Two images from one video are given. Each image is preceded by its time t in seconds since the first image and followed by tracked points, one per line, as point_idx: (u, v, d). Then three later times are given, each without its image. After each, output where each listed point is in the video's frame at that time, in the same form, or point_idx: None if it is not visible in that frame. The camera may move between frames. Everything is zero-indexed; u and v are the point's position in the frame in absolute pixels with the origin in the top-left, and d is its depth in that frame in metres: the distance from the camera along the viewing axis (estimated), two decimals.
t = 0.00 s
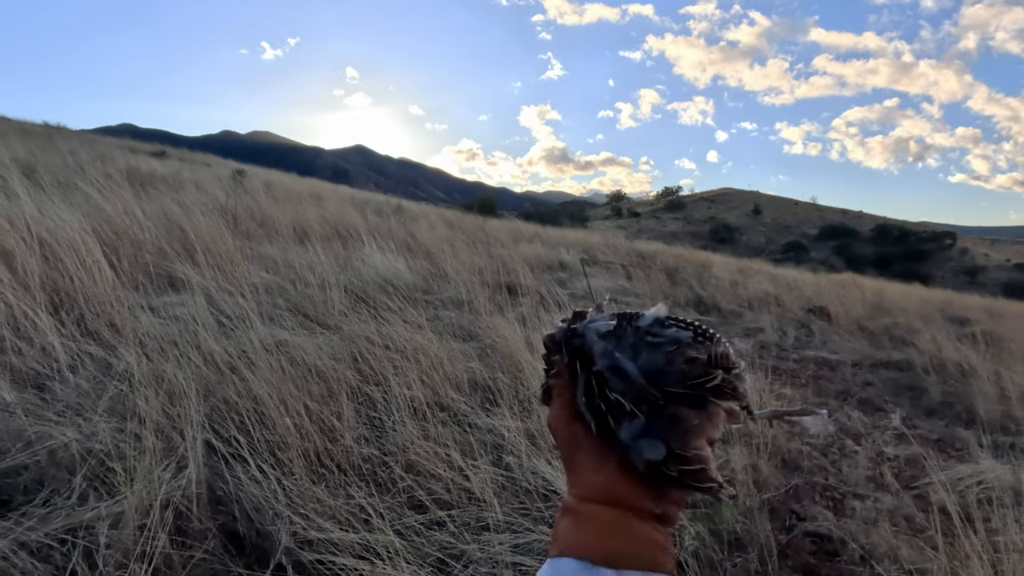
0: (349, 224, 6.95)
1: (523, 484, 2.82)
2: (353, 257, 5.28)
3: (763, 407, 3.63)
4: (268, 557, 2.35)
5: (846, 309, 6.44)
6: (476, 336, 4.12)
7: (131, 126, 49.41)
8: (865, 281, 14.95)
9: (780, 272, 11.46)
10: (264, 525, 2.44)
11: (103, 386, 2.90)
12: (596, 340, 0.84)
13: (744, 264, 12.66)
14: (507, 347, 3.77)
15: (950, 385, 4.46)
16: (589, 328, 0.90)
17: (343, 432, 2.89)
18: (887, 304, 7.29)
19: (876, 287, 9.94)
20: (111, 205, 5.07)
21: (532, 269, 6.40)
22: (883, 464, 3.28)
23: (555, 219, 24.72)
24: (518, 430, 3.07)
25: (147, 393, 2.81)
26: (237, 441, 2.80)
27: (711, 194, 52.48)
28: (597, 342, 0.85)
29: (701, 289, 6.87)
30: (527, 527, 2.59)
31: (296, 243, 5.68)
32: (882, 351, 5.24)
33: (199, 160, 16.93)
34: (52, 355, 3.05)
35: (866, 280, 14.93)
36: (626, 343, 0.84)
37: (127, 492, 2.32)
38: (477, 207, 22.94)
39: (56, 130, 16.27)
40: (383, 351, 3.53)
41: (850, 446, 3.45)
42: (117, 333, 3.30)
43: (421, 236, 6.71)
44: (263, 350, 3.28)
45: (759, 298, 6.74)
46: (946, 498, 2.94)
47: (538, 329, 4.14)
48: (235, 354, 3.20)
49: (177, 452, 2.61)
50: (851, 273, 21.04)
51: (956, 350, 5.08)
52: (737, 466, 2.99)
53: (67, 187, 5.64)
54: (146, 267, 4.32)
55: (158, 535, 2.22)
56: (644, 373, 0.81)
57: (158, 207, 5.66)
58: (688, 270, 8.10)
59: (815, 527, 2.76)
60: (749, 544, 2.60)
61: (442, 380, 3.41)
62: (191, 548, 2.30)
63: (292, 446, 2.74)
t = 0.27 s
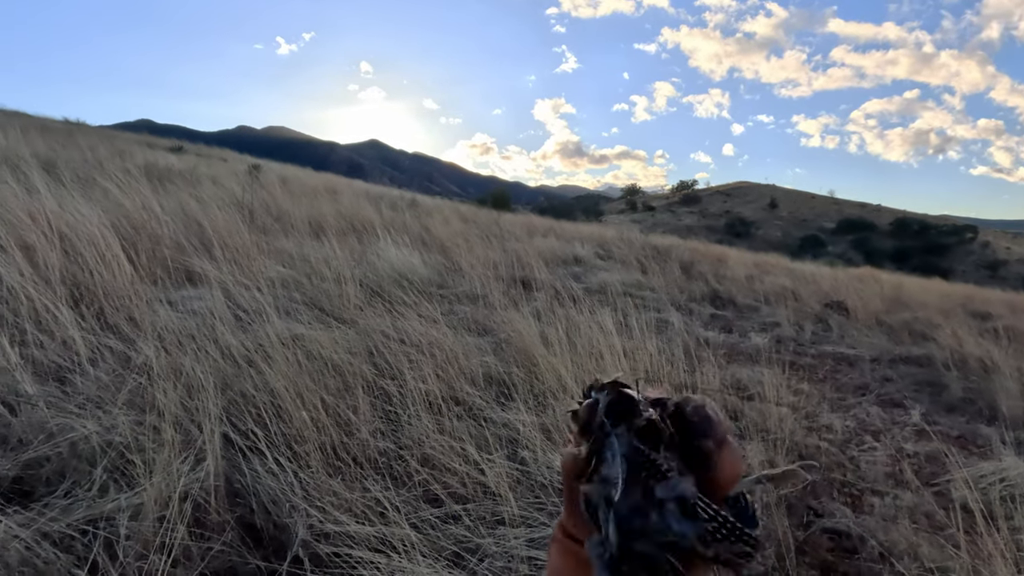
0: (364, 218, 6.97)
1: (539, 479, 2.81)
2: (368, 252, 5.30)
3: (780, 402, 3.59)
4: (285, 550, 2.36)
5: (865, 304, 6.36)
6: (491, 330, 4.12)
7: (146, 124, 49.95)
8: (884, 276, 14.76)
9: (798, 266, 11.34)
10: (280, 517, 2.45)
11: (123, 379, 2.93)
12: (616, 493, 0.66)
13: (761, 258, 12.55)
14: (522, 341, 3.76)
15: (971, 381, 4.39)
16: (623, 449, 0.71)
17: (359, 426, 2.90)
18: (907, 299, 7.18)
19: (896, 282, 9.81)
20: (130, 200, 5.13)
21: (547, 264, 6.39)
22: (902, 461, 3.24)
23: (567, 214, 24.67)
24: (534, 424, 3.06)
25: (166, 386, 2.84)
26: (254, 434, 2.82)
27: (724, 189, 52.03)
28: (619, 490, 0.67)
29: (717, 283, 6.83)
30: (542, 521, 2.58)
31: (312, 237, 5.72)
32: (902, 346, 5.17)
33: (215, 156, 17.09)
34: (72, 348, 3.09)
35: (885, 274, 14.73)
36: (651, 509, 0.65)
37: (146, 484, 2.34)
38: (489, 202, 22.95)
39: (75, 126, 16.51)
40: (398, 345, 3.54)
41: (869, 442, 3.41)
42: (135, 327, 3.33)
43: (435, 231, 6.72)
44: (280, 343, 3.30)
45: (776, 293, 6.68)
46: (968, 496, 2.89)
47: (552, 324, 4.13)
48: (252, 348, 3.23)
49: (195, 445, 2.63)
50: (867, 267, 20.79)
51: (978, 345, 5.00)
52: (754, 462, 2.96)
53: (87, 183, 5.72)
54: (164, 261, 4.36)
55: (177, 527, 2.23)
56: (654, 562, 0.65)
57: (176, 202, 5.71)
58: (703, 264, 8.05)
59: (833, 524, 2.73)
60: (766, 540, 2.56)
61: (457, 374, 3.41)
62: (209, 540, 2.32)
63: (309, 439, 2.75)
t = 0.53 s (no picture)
0: (390, 221, 7.04)
1: (564, 481, 2.79)
2: (394, 254, 5.34)
3: (809, 407, 3.53)
4: (313, 548, 2.38)
5: (897, 307, 6.24)
6: (515, 332, 4.12)
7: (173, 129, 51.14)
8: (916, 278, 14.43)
9: (828, 268, 11.14)
10: (308, 516, 2.47)
11: (155, 379, 2.99)
12: (619, 537, 0.67)
13: (789, 260, 12.36)
14: (547, 343, 3.75)
15: (1009, 387, 4.26)
16: (631, 480, 0.71)
17: (385, 426, 2.92)
18: (941, 302, 7.01)
19: (930, 285, 9.58)
20: (162, 203, 5.25)
21: (572, 266, 6.38)
22: (937, 467, 3.15)
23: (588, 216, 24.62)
24: (559, 426, 3.05)
25: (196, 386, 2.89)
26: (283, 433, 2.85)
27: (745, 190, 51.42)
28: (625, 528, 0.68)
29: (744, 285, 6.76)
30: (567, 524, 2.56)
31: (339, 240, 5.79)
32: (936, 350, 5.05)
33: (243, 159, 17.42)
34: (106, 348, 3.16)
35: (917, 276, 14.40)
36: (653, 549, 0.67)
37: (177, 481, 2.38)
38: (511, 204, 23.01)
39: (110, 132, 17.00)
40: (424, 347, 3.55)
41: (901, 448, 3.33)
42: (167, 328, 3.40)
43: (460, 233, 6.75)
44: (307, 344, 3.33)
45: (805, 295, 6.58)
46: (1006, 504, 2.80)
47: (577, 326, 4.12)
48: (280, 349, 3.27)
49: (225, 444, 2.66)
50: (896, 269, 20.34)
51: (1016, 350, 4.86)
52: (782, 466, 2.90)
53: (121, 186, 5.87)
54: (195, 263, 4.45)
55: (208, 524, 2.27)
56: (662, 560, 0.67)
57: (206, 204, 5.83)
58: (730, 266, 7.97)
59: (865, 531, 2.68)
60: (795, 547, 2.49)
61: (482, 375, 3.41)
62: (238, 538, 2.35)
63: (336, 439, 2.77)
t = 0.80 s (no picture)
0: (432, 226, 7.13)
1: (605, 489, 2.74)
2: (436, 258, 5.40)
3: (860, 417, 3.40)
4: (355, 550, 2.39)
5: (955, 315, 5.98)
6: (556, 337, 4.11)
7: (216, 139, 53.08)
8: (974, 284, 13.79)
9: (880, 274, 10.75)
10: (350, 518, 2.49)
11: (205, 380, 3.07)
12: (681, 562, 0.63)
13: (838, 265, 11.99)
14: (588, 348, 3.72)
15: None
16: (698, 503, 0.66)
17: (426, 430, 2.93)
18: (1002, 309, 6.66)
19: (990, 291, 9.14)
20: (214, 209, 5.44)
21: (613, 271, 6.34)
22: (998, 483, 2.99)
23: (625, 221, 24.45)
24: (600, 433, 3.00)
25: (244, 387, 2.95)
26: (326, 435, 2.89)
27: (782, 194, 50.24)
28: (688, 555, 0.64)
29: (792, 291, 6.61)
30: (608, 532, 2.51)
31: (382, 245, 5.89)
32: (998, 360, 4.80)
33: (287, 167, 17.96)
34: (160, 349, 3.26)
35: (975, 282, 13.77)
36: None
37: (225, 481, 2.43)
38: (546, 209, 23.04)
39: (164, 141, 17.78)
40: (464, 351, 3.57)
41: (959, 461, 3.17)
42: (217, 331, 3.49)
43: (501, 238, 6.79)
44: (350, 347, 3.38)
45: (855, 302, 6.39)
46: None
47: (618, 331, 4.07)
48: (325, 351, 3.32)
49: (271, 444, 2.71)
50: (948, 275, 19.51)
51: None
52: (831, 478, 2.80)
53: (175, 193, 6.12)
54: (244, 267, 4.58)
55: (254, 524, 2.31)
56: None
57: (255, 210, 6.02)
58: (776, 271, 7.79)
59: (920, 547, 2.53)
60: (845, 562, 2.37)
61: (522, 380, 3.40)
62: (283, 537, 2.38)
63: (378, 442, 2.80)
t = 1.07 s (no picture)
0: (484, 230, 7.19)
1: (660, 498, 2.66)
2: (489, 262, 5.43)
3: (931, 429, 3.24)
4: (408, 552, 2.39)
5: None
6: (610, 342, 4.06)
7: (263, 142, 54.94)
8: None
9: (952, 277, 10.19)
10: (404, 520, 2.50)
11: (266, 381, 3.15)
12: None
13: (904, 268, 11.43)
14: (643, 355, 3.66)
15: None
16: None
17: (478, 434, 2.92)
18: None
19: None
20: (275, 215, 5.63)
21: (668, 275, 6.24)
22: None
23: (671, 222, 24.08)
24: (654, 441, 2.93)
25: (303, 389, 3.02)
26: (381, 438, 2.92)
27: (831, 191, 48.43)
28: None
29: (857, 297, 6.40)
30: (663, 542, 2.43)
31: (436, 249, 5.97)
32: None
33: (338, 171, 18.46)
34: (223, 351, 3.36)
35: None
36: None
37: (283, 480, 2.48)
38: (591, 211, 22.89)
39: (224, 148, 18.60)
40: (517, 356, 3.56)
41: None
42: (278, 333, 3.59)
43: (554, 242, 6.78)
44: (405, 351, 3.43)
45: (926, 310, 6.13)
46: None
47: (675, 337, 4.00)
48: (380, 355, 3.37)
49: (328, 446, 2.75)
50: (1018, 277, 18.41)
51: None
52: (900, 494, 2.67)
53: (238, 198, 6.37)
54: (303, 271, 4.71)
55: (310, 523, 2.34)
56: None
57: (313, 215, 6.20)
58: (839, 275, 7.51)
59: (998, 569, 2.33)
60: None
61: (575, 387, 3.37)
62: (339, 538, 2.41)
63: (431, 446, 2.80)
